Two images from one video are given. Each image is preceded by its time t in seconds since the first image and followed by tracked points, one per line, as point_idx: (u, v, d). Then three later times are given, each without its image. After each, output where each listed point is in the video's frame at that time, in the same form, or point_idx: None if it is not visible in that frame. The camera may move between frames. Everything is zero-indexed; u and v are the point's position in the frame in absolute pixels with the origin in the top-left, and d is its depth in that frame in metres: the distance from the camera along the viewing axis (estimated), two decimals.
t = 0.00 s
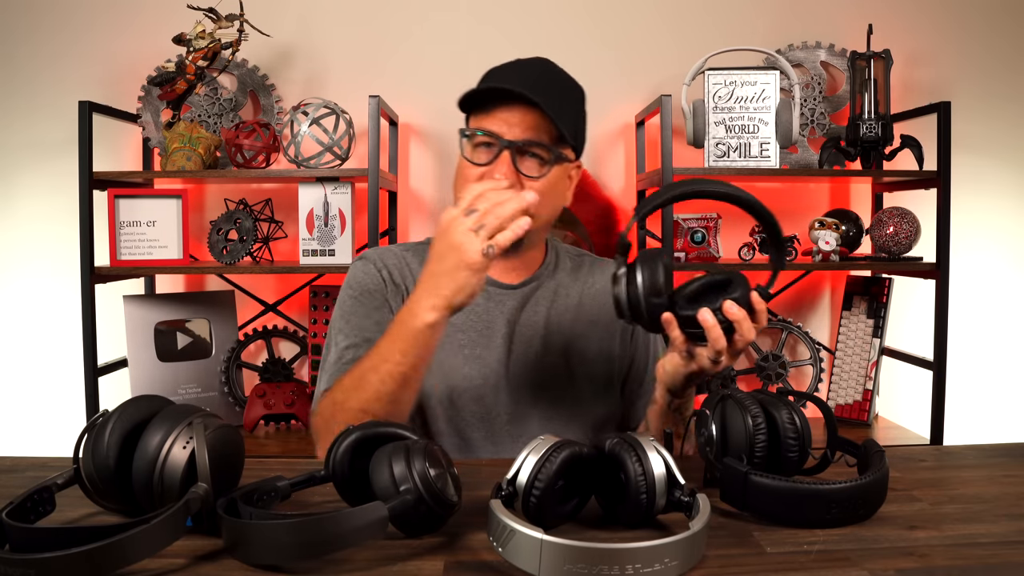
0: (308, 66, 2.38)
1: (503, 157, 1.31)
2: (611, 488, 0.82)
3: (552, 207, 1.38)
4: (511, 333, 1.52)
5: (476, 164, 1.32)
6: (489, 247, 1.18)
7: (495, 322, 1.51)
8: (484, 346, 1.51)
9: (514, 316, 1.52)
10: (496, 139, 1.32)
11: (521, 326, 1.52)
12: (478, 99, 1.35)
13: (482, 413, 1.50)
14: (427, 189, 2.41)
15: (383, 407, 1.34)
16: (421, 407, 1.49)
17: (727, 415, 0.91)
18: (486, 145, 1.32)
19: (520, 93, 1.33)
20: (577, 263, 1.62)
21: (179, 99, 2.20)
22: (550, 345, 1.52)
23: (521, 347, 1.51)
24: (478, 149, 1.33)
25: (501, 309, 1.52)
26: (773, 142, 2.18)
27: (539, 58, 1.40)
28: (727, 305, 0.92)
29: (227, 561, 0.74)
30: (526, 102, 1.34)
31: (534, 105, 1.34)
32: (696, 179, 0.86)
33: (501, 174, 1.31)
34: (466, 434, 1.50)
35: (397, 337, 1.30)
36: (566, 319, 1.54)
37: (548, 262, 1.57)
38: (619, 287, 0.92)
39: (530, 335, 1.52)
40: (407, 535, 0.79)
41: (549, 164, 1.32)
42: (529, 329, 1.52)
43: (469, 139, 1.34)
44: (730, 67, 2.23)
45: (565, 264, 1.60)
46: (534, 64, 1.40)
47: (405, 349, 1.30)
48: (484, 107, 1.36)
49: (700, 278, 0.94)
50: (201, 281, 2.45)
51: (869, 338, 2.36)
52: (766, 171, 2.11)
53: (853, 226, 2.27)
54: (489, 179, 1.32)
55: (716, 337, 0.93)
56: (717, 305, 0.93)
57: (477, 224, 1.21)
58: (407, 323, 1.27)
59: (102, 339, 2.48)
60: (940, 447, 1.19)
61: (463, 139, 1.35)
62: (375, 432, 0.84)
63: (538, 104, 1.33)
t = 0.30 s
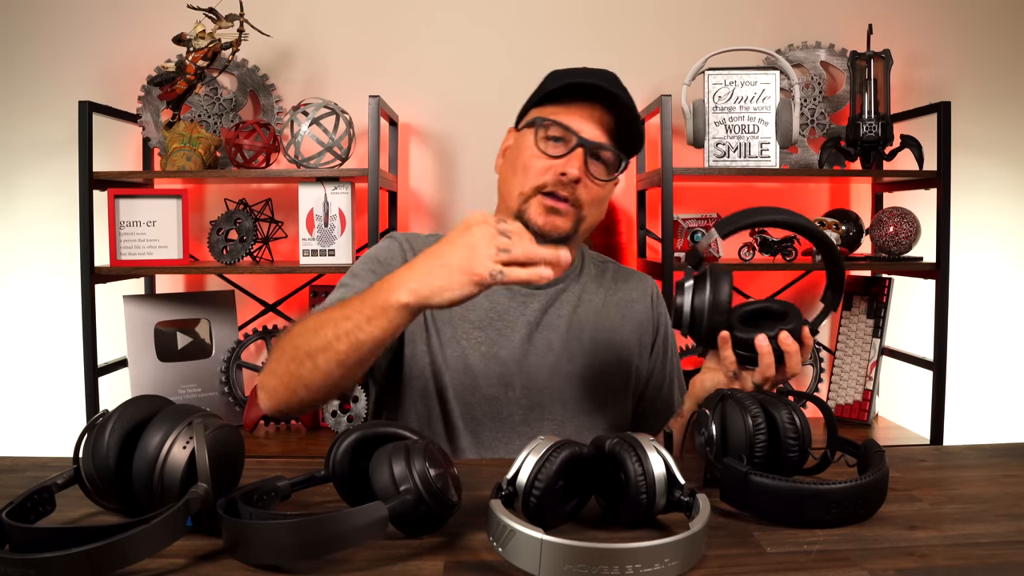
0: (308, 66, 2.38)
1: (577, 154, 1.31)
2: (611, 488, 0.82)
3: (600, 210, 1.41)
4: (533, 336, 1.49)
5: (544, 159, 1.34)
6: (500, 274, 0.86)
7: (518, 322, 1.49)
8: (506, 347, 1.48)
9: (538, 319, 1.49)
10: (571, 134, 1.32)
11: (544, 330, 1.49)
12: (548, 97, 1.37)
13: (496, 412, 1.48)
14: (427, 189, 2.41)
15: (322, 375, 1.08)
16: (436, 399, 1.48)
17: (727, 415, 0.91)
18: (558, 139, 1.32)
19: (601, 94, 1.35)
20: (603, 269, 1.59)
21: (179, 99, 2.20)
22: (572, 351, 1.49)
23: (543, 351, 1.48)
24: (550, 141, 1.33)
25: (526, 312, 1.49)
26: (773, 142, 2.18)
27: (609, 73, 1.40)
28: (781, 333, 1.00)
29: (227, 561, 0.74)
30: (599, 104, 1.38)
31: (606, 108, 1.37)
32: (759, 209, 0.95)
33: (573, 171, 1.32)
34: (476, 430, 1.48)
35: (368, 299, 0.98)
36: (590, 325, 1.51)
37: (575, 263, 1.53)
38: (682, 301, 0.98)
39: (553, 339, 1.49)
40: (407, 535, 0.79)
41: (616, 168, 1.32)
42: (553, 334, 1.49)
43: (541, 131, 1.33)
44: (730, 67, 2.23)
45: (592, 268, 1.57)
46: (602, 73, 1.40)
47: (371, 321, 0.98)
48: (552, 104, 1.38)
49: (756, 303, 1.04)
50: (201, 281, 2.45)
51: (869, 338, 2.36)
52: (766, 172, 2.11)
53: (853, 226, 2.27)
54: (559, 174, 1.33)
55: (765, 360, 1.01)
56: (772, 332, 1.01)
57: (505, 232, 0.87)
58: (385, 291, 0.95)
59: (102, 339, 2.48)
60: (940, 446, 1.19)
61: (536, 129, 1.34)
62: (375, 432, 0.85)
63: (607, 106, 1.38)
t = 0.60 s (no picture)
0: (308, 65, 2.38)
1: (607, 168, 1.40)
2: (611, 488, 0.82)
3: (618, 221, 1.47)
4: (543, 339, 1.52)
5: (577, 168, 1.41)
6: (522, 327, 0.84)
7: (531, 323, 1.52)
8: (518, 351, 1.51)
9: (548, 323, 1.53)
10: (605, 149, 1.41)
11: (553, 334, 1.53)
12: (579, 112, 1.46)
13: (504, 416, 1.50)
14: (427, 189, 2.41)
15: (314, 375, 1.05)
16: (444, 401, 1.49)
17: (727, 415, 0.91)
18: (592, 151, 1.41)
19: (633, 106, 1.43)
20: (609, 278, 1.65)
21: (179, 99, 2.20)
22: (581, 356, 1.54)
23: (553, 355, 1.52)
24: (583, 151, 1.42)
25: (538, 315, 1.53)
26: (773, 142, 2.18)
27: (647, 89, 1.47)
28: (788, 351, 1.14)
29: (227, 561, 0.74)
30: (632, 119, 1.46)
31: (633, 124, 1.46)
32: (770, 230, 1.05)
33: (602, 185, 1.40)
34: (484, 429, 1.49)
35: (373, 321, 0.94)
36: (597, 331, 1.57)
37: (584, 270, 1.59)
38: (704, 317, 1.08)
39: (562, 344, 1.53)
40: (407, 535, 0.79)
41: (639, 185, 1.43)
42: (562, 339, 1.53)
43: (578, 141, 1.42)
44: (730, 67, 2.23)
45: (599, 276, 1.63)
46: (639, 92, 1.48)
47: (370, 339, 0.94)
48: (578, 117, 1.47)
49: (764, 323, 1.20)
50: (201, 281, 2.45)
51: (869, 338, 2.36)
52: (766, 171, 2.11)
53: (853, 226, 2.27)
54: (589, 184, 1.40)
55: (772, 376, 1.16)
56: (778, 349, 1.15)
57: (525, 280, 0.87)
58: (392, 319, 0.91)
59: (102, 339, 2.48)
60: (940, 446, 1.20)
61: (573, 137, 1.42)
62: (375, 432, 0.85)
63: (636, 118, 1.46)
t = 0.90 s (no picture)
0: (309, 65, 2.38)
1: (585, 183, 1.28)
2: (611, 487, 0.82)
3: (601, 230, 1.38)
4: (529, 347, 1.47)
5: (553, 186, 1.30)
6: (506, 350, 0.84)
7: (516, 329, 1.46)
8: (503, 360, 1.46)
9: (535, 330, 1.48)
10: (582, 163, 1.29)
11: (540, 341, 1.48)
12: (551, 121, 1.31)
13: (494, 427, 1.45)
14: (427, 189, 2.41)
15: (291, 388, 1.01)
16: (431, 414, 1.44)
17: (727, 415, 0.92)
18: (569, 166, 1.30)
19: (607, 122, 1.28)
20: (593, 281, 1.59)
21: (179, 99, 2.20)
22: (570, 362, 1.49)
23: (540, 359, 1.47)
24: (560, 168, 1.30)
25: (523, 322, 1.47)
26: (773, 142, 2.18)
27: (623, 87, 1.33)
28: (785, 354, 1.19)
29: (227, 561, 0.74)
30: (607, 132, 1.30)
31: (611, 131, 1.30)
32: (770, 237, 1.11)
33: (580, 202, 1.29)
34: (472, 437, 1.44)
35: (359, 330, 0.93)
36: (585, 335, 1.51)
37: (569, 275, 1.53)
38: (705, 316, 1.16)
39: (547, 350, 1.49)
40: (407, 535, 0.79)
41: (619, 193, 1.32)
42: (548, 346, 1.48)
43: (551, 157, 1.30)
44: (730, 67, 2.23)
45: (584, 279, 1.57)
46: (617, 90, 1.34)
47: (356, 347, 0.93)
48: (551, 127, 1.33)
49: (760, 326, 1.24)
50: (201, 281, 2.45)
51: (869, 338, 2.36)
52: (766, 172, 2.11)
53: (852, 226, 2.28)
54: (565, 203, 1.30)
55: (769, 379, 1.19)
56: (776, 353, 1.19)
57: (516, 305, 0.86)
58: (377, 328, 0.90)
59: (102, 339, 2.48)
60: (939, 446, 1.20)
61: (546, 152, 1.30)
62: (375, 432, 0.85)
63: (613, 131, 1.30)
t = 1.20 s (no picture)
0: (309, 65, 2.38)
1: (547, 167, 1.29)
2: (611, 488, 0.82)
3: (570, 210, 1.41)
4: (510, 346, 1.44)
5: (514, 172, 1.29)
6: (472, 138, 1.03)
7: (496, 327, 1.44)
8: (484, 358, 1.43)
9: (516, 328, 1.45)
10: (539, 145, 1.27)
11: (521, 339, 1.45)
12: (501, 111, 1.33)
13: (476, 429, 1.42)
14: (427, 189, 2.41)
15: (288, 313, 0.99)
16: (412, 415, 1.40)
17: (727, 415, 0.92)
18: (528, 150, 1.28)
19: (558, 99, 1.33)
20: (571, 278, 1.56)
21: (179, 99, 2.19)
22: (553, 360, 1.46)
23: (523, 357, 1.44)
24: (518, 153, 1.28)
25: (503, 321, 1.44)
26: (773, 142, 2.18)
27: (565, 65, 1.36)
28: (757, 345, 1.01)
29: (227, 561, 0.74)
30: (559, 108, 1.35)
31: (563, 110, 1.35)
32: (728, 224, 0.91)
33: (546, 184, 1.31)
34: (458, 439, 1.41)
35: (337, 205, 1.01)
36: (568, 332, 1.48)
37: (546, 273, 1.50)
38: (659, 317, 0.95)
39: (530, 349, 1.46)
40: (408, 535, 0.79)
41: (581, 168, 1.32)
42: (529, 344, 1.45)
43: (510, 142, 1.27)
44: (730, 67, 2.23)
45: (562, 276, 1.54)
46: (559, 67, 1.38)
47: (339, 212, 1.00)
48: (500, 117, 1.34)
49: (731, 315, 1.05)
50: (201, 281, 2.45)
51: (869, 338, 2.36)
52: (766, 171, 2.11)
53: (853, 226, 2.28)
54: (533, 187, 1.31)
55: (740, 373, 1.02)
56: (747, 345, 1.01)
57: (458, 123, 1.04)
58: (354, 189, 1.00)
59: (102, 339, 2.48)
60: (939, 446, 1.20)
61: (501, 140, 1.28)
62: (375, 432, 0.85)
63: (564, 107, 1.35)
